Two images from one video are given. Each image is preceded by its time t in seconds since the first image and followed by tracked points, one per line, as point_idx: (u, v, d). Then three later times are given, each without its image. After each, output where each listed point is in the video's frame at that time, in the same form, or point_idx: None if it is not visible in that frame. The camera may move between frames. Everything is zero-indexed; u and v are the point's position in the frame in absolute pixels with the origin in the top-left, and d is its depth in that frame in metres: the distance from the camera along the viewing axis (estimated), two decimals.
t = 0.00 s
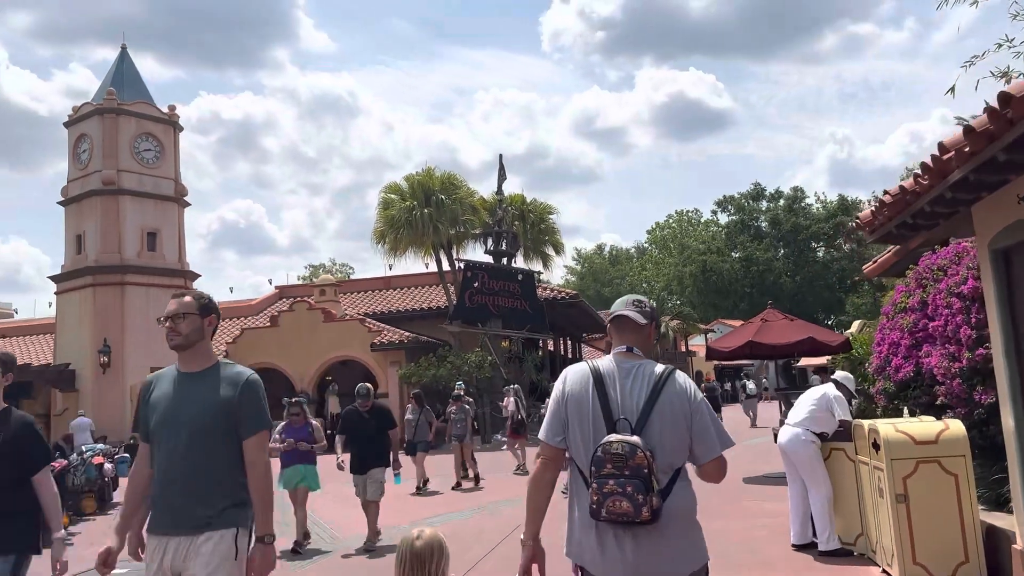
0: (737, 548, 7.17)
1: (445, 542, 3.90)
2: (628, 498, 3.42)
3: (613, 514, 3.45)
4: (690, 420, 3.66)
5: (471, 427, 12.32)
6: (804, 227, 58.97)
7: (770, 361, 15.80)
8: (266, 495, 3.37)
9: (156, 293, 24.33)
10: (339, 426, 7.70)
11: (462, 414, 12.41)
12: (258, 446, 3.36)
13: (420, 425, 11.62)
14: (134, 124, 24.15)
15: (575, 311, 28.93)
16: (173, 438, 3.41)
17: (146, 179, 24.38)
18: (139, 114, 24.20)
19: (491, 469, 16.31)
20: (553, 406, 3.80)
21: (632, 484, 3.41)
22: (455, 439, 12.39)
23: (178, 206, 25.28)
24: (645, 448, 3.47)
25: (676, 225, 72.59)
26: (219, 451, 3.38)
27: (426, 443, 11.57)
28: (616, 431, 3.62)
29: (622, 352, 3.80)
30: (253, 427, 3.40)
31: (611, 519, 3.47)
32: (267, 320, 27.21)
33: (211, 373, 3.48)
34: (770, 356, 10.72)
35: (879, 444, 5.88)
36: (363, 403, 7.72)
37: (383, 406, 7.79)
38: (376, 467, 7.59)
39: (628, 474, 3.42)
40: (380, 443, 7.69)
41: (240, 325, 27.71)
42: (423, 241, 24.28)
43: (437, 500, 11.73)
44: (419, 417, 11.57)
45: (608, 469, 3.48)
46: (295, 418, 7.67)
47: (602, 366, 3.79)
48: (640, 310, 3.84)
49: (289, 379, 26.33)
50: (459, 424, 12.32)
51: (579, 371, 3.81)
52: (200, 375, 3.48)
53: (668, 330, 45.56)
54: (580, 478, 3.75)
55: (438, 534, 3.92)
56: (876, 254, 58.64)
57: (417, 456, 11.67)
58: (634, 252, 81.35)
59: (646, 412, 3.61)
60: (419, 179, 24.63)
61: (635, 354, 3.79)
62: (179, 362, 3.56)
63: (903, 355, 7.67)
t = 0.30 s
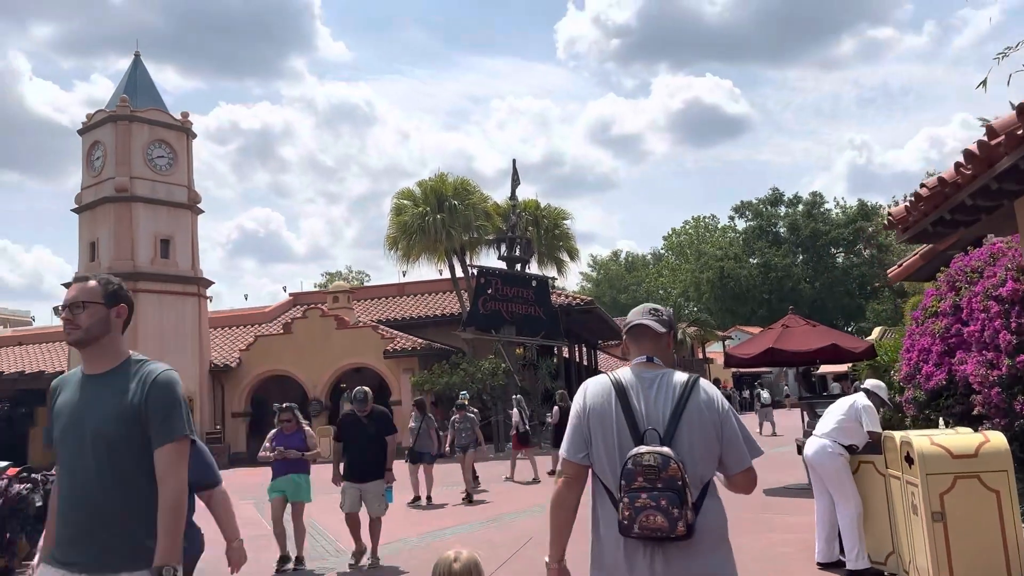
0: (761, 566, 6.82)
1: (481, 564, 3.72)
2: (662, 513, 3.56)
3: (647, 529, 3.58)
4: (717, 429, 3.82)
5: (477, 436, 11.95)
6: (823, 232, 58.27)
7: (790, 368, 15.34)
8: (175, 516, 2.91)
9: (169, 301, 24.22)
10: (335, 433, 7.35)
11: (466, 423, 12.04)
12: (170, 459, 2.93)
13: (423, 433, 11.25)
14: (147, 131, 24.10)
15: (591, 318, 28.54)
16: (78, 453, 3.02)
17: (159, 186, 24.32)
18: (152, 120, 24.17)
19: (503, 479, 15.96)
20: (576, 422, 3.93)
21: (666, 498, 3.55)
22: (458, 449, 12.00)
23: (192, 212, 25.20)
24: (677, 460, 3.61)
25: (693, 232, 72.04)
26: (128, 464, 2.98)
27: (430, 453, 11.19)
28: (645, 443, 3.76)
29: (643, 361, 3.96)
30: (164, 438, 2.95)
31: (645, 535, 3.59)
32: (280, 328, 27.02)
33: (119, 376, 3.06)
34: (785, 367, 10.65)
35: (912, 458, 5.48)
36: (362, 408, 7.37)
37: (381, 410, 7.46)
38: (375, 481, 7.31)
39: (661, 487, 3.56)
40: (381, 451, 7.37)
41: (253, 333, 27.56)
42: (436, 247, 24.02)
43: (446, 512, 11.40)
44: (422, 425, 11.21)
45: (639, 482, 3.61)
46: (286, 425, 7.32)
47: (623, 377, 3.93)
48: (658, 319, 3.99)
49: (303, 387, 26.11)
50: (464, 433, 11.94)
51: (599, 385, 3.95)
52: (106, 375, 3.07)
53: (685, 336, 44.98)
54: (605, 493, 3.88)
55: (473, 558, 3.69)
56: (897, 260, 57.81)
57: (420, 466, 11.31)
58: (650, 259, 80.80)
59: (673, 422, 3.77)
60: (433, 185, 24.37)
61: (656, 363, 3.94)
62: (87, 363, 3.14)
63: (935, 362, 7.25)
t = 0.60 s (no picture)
0: None
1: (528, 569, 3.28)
2: (705, 522, 3.43)
3: (688, 540, 3.44)
4: (752, 433, 3.72)
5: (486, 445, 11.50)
6: (845, 236, 57.44)
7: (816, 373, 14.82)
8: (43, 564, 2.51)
9: (183, 306, 24.04)
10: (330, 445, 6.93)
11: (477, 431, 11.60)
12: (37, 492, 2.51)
13: (429, 443, 10.82)
14: (162, 135, 23.99)
15: (609, 323, 28.08)
16: None
17: (174, 190, 24.20)
18: (168, 125, 24.08)
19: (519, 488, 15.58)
20: (605, 432, 3.76)
21: (708, 506, 3.44)
22: (468, 458, 11.57)
23: (207, 217, 25.06)
24: (716, 466, 3.50)
25: (712, 236, 71.31)
26: None
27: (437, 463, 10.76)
28: (680, 449, 3.63)
29: (669, 364, 3.83)
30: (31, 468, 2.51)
31: (686, 546, 3.45)
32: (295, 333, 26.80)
33: None
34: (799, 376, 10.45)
35: (964, 467, 5.03)
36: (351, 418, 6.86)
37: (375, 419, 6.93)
38: (376, 498, 6.87)
39: (702, 494, 3.44)
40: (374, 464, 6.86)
41: (269, 338, 27.36)
42: (452, 251, 23.68)
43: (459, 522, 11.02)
44: (428, 434, 10.78)
45: (678, 491, 3.49)
46: (275, 437, 6.89)
47: (650, 382, 3.80)
48: (683, 319, 3.86)
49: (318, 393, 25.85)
50: (475, 441, 11.52)
51: (627, 392, 3.79)
52: None
53: (706, 342, 44.33)
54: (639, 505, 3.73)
55: (520, 565, 3.61)
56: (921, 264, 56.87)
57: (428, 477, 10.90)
58: (669, 263, 80.12)
59: (709, 427, 3.64)
60: (448, 188, 24.04)
61: (684, 365, 3.81)
62: None
63: (980, 366, 6.79)
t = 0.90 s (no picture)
0: None
1: None
2: (742, 535, 3.10)
3: (724, 553, 3.11)
4: (792, 443, 3.39)
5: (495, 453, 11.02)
6: (866, 241, 56.68)
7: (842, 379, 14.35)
8: None
9: (197, 312, 23.84)
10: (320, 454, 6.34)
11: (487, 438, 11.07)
12: None
13: (436, 452, 10.34)
14: (176, 141, 23.90)
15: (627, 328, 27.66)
16: None
17: (188, 196, 24.06)
18: (182, 130, 23.98)
19: (537, 498, 15.21)
20: (630, 440, 3.43)
21: (747, 517, 3.11)
22: (478, 467, 11.14)
23: (221, 223, 24.90)
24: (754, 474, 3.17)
25: (731, 241, 70.69)
26: None
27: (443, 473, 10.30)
28: (715, 458, 3.28)
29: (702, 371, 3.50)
30: None
31: (721, 561, 3.12)
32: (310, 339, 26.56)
33: None
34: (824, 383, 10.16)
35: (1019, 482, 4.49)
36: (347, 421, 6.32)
37: (372, 423, 6.42)
38: (374, 506, 6.26)
39: (740, 505, 3.11)
40: (372, 472, 6.29)
41: (284, 344, 27.15)
42: (468, 255, 23.38)
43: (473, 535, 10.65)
44: (435, 443, 10.33)
45: (713, 501, 3.15)
46: (264, 447, 6.60)
47: (681, 389, 3.46)
48: (716, 326, 3.55)
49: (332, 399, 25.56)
50: (484, 450, 11.04)
51: (654, 398, 3.46)
52: None
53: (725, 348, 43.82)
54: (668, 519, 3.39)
55: None
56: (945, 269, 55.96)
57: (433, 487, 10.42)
58: (687, 269, 79.56)
59: (744, 434, 3.31)
60: (464, 192, 23.74)
61: (717, 372, 3.49)
62: None
63: None
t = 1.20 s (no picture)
0: None
1: None
2: (775, 555, 2.96)
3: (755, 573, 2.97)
4: (830, 459, 3.27)
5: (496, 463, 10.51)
6: (885, 244, 55.89)
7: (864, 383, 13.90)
8: None
9: (208, 315, 23.64)
10: (307, 462, 6.01)
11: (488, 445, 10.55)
12: None
13: (434, 460, 9.92)
14: (187, 143, 23.77)
15: (642, 332, 27.22)
16: None
17: (199, 198, 23.89)
18: (193, 132, 23.86)
19: (549, 504, 14.85)
20: (662, 446, 3.32)
21: (779, 537, 2.97)
22: (478, 475, 10.68)
23: (232, 225, 24.73)
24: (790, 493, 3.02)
25: (747, 244, 69.99)
26: None
27: (441, 482, 9.91)
28: (749, 471, 3.16)
29: (739, 378, 3.38)
30: None
31: None
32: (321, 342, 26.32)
33: None
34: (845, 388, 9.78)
35: None
36: (338, 428, 6.00)
37: (365, 431, 6.08)
38: (361, 527, 5.89)
39: (773, 524, 2.98)
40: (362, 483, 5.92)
41: (295, 348, 26.94)
42: (480, 258, 23.06)
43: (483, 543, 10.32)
44: (434, 450, 9.90)
45: (745, 519, 3.02)
46: (245, 454, 6.29)
47: (717, 395, 3.34)
48: (756, 330, 3.43)
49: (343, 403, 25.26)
50: (484, 457, 10.54)
51: (689, 403, 3.35)
52: None
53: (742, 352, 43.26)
54: (699, 532, 3.27)
55: None
56: (965, 272, 55.09)
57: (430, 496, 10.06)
58: (703, 273, 78.88)
59: (782, 448, 3.18)
60: (475, 193, 23.41)
61: (755, 380, 3.36)
62: None
63: None
